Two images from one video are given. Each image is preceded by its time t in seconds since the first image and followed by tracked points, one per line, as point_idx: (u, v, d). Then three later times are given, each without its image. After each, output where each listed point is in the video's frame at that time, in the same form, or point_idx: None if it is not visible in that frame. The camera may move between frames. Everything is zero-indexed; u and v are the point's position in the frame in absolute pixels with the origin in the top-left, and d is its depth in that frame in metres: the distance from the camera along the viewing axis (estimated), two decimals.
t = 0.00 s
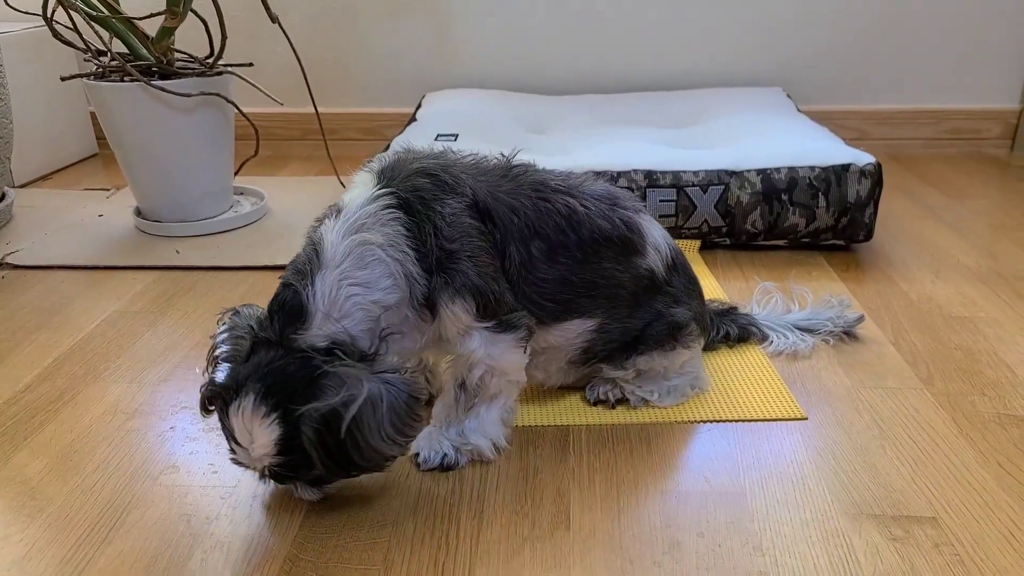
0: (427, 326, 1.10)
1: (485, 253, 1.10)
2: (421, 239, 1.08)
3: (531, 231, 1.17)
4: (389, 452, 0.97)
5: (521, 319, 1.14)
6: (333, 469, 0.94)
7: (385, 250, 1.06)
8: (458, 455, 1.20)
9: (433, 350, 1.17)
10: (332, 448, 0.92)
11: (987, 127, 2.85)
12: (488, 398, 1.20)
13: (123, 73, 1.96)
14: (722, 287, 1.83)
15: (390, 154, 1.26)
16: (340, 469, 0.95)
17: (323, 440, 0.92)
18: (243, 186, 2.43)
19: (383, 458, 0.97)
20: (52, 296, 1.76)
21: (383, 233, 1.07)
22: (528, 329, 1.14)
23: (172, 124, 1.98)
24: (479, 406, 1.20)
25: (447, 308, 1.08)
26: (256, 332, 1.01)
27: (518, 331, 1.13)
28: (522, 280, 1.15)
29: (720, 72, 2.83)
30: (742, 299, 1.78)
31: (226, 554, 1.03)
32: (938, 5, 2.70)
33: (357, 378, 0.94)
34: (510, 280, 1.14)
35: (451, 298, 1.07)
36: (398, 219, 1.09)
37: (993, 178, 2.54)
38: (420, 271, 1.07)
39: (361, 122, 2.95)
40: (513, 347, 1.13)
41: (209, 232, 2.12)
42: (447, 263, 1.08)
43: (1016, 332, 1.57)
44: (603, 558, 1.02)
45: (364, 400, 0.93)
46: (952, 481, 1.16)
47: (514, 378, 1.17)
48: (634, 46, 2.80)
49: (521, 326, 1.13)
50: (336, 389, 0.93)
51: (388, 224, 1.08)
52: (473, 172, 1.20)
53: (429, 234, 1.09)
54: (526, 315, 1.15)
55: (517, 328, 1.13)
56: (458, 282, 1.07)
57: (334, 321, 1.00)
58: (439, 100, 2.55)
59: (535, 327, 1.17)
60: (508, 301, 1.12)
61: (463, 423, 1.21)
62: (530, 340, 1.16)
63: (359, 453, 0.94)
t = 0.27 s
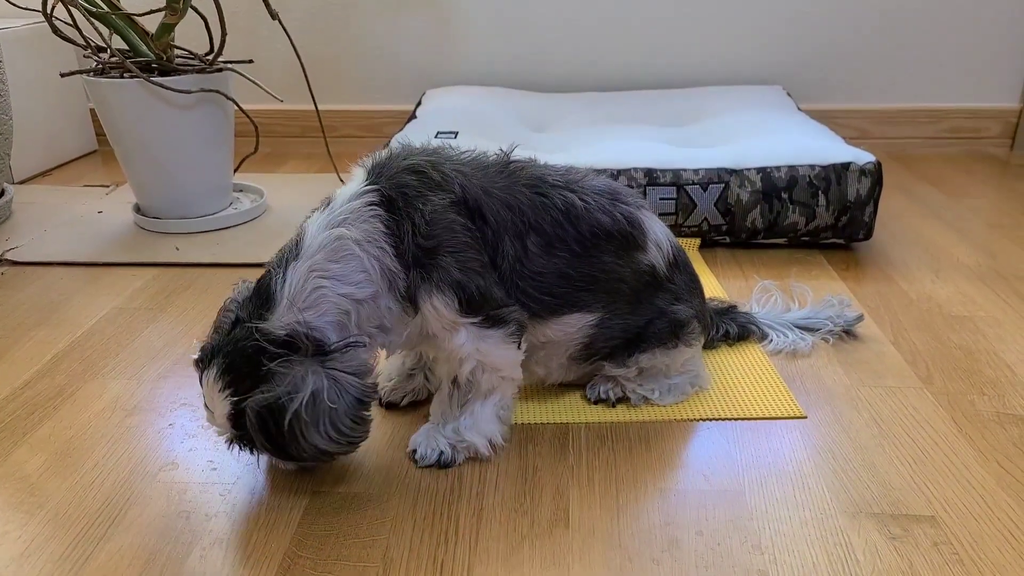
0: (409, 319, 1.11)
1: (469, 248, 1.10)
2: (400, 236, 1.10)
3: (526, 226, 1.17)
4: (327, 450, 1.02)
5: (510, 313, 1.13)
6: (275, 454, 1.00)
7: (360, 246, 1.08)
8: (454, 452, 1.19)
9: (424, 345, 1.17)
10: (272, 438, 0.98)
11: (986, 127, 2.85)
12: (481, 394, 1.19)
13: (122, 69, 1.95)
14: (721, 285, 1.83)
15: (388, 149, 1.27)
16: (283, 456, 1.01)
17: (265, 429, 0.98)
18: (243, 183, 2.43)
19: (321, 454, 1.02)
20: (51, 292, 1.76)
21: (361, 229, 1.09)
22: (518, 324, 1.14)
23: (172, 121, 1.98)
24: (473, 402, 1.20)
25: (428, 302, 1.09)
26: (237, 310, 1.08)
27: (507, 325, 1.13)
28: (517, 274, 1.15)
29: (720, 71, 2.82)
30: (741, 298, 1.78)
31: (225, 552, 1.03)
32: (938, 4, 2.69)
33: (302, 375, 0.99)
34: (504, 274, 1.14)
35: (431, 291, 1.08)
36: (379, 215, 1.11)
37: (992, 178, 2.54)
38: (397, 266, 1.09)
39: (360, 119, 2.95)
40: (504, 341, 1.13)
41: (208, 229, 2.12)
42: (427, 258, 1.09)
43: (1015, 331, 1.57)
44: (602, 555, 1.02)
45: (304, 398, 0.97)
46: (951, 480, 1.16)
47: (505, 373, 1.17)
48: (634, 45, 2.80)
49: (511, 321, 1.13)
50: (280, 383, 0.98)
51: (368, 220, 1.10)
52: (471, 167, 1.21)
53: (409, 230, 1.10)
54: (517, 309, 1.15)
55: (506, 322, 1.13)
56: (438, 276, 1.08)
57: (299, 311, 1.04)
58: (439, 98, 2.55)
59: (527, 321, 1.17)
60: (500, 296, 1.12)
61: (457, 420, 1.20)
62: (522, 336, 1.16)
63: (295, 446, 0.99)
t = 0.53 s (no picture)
0: (392, 314, 1.12)
1: (454, 244, 1.10)
2: (382, 232, 1.11)
3: (525, 222, 1.17)
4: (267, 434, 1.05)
5: (498, 309, 1.13)
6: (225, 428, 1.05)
7: (339, 239, 1.11)
8: (451, 451, 1.19)
9: (414, 339, 1.18)
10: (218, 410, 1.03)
11: (984, 125, 2.85)
12: (473, 390, 1.19)
13: (121, 69, 1.95)
14: (720, 284, 1.83)
15: (389, 144, 1.28)
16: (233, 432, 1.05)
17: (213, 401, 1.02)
18: (241, 182, 2.42)
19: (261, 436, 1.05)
20: (50, 292, 1.76)
21: (344, 224, 1.12)
22: (506, 320, 1.13)
23: (170, 120, 1.98)
24: (466, 399, 1.19)
25: (408, 297, 1.09)
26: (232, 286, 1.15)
27: (494, 321, 1.12)
28: (516, 270, 1.15)
29: (718, 69, 2.82)
30: (740, 296, 1.78)
31: (224, 551, 1.03)
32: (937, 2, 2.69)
33: (249, 355, 1.02)
34: (500, 270, 1.14)
35: (411, 287, 1.09)
36: (364, 210, 1.13)
37: (990, 176, 2.54)
38: (378, 262, 1.10)
39: (359, 117, 2.95)
40: (492, 337, 1.13)
41: (207, 228, 2.12)
42: (408, 255, 1.09)
43: (1013, 329, 1.57)
44: (602, 554, 1.02)
45: (246, 379, 1.01)
46: (950, 478, 1.16)
47: (496, 370, 1.16)
48: (632, 43, 2.79)
49: (498, 316, 1.12)
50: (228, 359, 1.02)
51: (351, 214, 1.13)
52: (469, 164, 1.21)
53: (392, 227, 1.11)
54: (506, 304, 1.14)
55: (493, 318, 1.12)
56: (418, 272, 1.09)
57: (272, 293, 1.09)
58: (438, 97, 2.55)
59: (517, 316, 1.16)
60: (488, 293, 1.12)
61: (451, 419, 1.20)
62: (512, 332, 1.15)
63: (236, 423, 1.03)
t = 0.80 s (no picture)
0: (376, 309, 1.12)
1: (445, 242, 1.10)
2: (371, 225, 1.11)
3: (521, 225, 1.16)
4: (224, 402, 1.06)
5: (488, 308, 1.12)
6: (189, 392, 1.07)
7: (324, 226, 1.11)
8: (446, 452, 1.19)
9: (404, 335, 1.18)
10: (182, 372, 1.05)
11: (982, 123, 2.85)
12: (467, 390, 1.18)
13: (119, 69, 1.95)
14: (719, 282, 1.83)
15: (388, 139, 1.28)
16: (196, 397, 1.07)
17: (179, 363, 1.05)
18: (240, 182, 2.42)
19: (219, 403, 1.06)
20: (48, 292, 1.76)
21: (332, 212, 1.12)
22: (495, 319, 1.12)
23: (168, 121, 1.97)
24: (460, 400, 1.19)
25: (394, 293, 1.09)
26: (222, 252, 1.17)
27: (484, 320, 1.12)
28: (511, 271, 1.15)
29: (717, 68, 2.82)
30: (739, 295, 1.78)
31: (223, 552, 1.03)
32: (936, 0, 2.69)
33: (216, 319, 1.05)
34: (493, 271, 1.14)
35: (397, 282, 1.09)
36: (353, 202, 1.13)
37: (988, 174, 2.54)
38: (362, 253, 1.10)
39: (358, 117, 2.94)
40: (481, 337, 1.12)
41: (205, 229, 2.11)
42: (395, 250, 1.09)
43: (1012, 326, 1.57)
44: (602, 552, 1.02)
45: (209, 341, 1.03)
46: (950, 475, 1.16)
47: (488, 369, 1.16)
48: (631, 42, 2.79)
49: (487, 315, 1.12)
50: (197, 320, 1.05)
51: (341, 205, 1.13)
52: (466, 164, 1.21)
53: (382, 220, 1.11)
54: (497, 303, 1.13)
55: (482, 317, 1.11)
56: (405, 268, 1.08)
57: (248, 265, 1.10)
58: (436, 96, 2.55)
59: (508, 316, 1.15)
60: (478, 293, 1.11)
61: (445, 419, 1.19)
62: (503, 332, 1.14)
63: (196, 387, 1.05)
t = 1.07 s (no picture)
0: (379, 311, 1.13)
1: (448, 243, 1.10)
2: (369, 229, 1.11)
3: (519, 224, 1.17)
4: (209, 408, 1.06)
5: (493, 310, 1.12)
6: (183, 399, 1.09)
7: (317, 231, 1.11)
8: (445, 453, 1.19)
9: (405, 338, 1.18)
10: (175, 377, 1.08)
11: (979, 121, 2.86)
12: (469, 392, 1.18)
13: (116, 70, 1.95)
14: (717, 281, 1.83)
15: (380, 141, 1.27)
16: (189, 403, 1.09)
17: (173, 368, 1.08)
18: (238, 183, 2.42)
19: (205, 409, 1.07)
20: (46, 294, 1.76)
21: (325, 216, 1.12)
22: (502, 322, 1.13)
23: (165, 122, 1.97)
24: (461, 402, 1.19)
25: (398, 295, 1.09)
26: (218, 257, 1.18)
27: (490, 323, 1.12)
28: (510, 270, 1.16)
29: (715, 66, 2.82)
30: (737, 293, 1.78)
31: (221, 553, 1.03)
32: None
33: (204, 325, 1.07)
34: (493, 271, 1.14)
35: (400, 284, 1.09)
36: (348, 207, 1.13)
37: (985, 171, 2.54)
38: (358, 257, 1.10)
39: (355, 117, 2.94)
40: (486, 340, 1.12)
41: (202, 230, 2.11)
42: (397, 252, 1.09)
43: (1010, 324, 1.57)
44: (601, 551, 1.02)
45: (192, 354, 1.06)
46: (948, 473, 1.16)
47: (489, 373, 1.16)
48: (628, 41, 2.79)
49: (493, 318, 1.12)
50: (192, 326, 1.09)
51: (335, 209, 1.13)
52: (460, 164, 1.21)
53: (380, 223, 1.11)
54: (503, 306, 1.14)
55: (489, 320, 1.12)
56: (408, 269, 1.08)
57: (238, 270, 1.10)
58: (434, 96, 2.54)
59: (513, 319, 1.16)
60: (484, 295, 1.11)
61: (445, 420, 1.19)
62: (509, 335, 1.15)
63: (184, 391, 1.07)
